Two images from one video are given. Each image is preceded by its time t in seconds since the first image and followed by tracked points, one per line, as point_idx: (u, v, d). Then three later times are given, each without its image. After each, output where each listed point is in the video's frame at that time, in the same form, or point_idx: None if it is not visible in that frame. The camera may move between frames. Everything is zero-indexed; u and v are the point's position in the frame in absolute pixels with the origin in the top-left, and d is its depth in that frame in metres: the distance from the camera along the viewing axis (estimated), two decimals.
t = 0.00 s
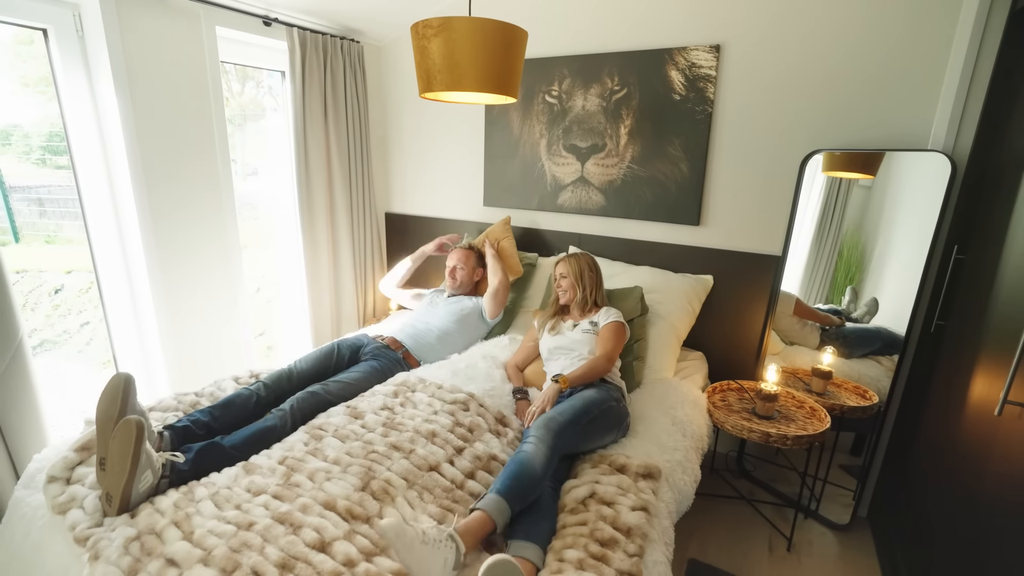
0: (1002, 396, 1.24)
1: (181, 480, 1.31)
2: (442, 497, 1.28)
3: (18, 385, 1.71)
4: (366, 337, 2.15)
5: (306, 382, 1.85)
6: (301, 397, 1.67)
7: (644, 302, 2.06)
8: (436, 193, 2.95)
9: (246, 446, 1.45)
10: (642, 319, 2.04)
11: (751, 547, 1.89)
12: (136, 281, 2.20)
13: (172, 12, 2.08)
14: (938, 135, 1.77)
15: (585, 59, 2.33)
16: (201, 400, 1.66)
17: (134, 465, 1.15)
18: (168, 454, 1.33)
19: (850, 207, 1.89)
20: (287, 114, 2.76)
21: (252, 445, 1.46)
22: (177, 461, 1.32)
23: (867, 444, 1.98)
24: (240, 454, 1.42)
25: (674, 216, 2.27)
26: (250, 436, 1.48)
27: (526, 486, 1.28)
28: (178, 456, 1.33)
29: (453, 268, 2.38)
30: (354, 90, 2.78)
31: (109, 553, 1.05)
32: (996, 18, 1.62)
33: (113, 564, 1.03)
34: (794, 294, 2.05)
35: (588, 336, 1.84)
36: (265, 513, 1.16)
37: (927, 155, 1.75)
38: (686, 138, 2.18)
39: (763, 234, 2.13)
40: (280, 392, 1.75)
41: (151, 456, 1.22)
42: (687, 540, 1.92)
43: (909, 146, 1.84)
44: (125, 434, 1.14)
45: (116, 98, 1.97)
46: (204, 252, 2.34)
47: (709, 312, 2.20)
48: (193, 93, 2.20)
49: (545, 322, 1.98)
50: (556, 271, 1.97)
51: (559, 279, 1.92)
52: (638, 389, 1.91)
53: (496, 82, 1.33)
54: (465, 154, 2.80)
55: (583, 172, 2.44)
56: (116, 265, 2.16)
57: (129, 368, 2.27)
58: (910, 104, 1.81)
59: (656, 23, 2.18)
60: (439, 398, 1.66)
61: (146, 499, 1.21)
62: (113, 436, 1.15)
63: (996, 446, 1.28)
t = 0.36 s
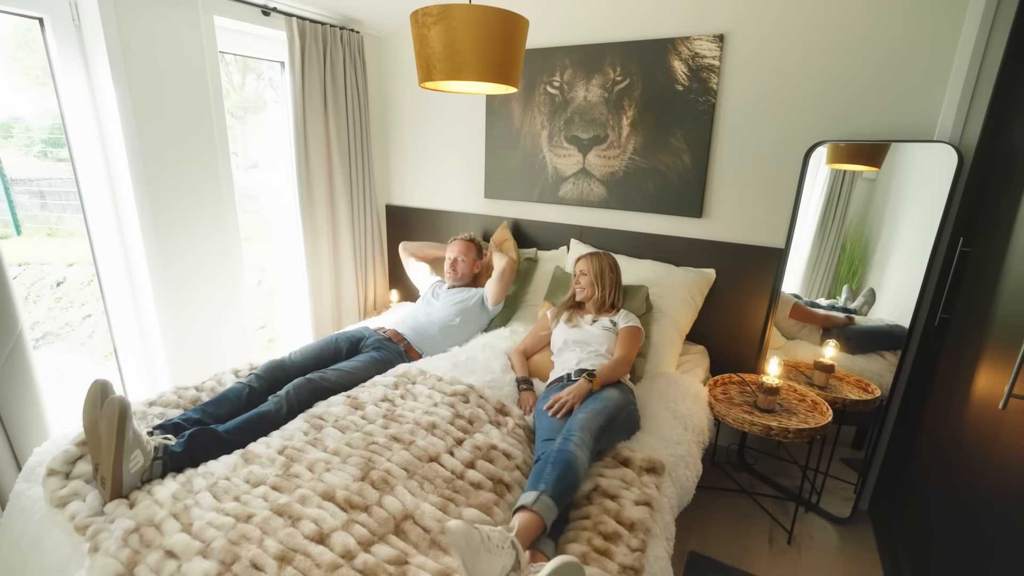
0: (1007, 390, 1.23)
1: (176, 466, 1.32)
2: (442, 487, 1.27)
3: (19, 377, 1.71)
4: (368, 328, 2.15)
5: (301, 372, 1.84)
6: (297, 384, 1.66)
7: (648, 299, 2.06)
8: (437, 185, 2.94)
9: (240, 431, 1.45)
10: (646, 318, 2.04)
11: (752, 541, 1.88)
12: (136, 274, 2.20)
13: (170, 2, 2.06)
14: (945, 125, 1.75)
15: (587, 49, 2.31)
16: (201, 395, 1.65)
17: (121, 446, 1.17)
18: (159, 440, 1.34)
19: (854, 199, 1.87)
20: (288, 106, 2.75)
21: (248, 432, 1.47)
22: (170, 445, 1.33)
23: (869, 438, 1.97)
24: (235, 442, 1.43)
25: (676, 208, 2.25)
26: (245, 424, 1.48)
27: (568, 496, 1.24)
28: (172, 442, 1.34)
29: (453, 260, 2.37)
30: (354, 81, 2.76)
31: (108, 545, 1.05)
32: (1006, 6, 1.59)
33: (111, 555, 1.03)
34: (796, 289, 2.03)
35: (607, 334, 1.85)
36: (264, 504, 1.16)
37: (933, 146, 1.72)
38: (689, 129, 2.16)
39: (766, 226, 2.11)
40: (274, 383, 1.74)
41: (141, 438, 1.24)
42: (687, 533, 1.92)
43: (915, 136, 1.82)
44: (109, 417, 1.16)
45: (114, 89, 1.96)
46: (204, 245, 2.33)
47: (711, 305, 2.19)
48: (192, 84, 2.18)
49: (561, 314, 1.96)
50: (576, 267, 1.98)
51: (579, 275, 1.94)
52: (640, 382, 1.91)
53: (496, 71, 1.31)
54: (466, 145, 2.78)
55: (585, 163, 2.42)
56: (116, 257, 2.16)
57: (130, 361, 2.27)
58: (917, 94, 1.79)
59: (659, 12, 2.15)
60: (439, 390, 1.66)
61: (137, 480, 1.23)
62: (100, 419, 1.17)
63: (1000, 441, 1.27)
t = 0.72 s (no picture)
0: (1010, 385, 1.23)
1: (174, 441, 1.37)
2: (445, 479, 1.27)
3: (24, 370, 1.72)
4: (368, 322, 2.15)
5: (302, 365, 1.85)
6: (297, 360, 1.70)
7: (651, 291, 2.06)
8: (438, 179, 2.93)
9: (245, 398, 1.51)
10: (648, 312, 2.04)
11: (753, 534, 1.89)
12: (139, 268, 2.20)
13: None
14: (951, 118, 1.73)
15: (590, 42, 2.29)
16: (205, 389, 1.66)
17: (130, 393, 1.23)
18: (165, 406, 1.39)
19: (858, 193, 1.86)
20: (289, 100, 2.74)
21: (253, 398, 1.52)
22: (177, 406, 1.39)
23: (869, 432, 1.98)
24: (241, 411, 1.48)
25: (679, 202, 2.25)
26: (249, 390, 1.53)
27: (591, 494, 1.22)
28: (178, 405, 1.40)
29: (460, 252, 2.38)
30: (355, 74, 2.75)
31: (113, 536, 1.05)
32: None
33: (116, 547, 1.04)
34: (800, 284, 2.02)
35: (614, 330, 1.85)
36: (268, 497, 1.16)
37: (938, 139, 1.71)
38: (691, 123, 2.15)
39: (769, 220, 2.10)
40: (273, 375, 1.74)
41: (148, 393, 1.30)
42: (688, 526, 1.93)
43: (919, 129, 1.81)
44: (120, 364, 1.24)
45: (115, 82, 1.95)
46: (206, 239, 2.33)
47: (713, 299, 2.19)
48: (193, 78, 2.18)
49: (568, 307, 1.95)
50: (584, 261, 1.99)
51: (584, 269, 1.94)
52: (642, 376, 1.91)
53: (499, 63, 1.31)
54: (468, 138, 2.77)
55: (587, 157, 2.41)
56: (119, 252, 2.16)
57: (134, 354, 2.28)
58: (921, 87, 1.78)
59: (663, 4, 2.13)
60: (441, 383, 1.66)
61: (146, 443, 1.30)
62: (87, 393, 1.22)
63: (1001, 435, 1.27)
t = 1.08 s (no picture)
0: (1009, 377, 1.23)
1: (181, 428, 1.42)
2: (447, 469, 1.28)
3: (29, 363, 1.73)
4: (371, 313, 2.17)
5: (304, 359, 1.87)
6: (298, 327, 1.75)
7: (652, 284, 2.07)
8: (440, 173, 2.93)
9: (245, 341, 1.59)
10: (648, 304, 2.04)
11: (753, 526, 1.90)
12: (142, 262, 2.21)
13: None
14: (953, 110, 1.73)
15: (592, 35, 2.29)
16: (209, 382, 1.67)
17: (137, 285, 1.34)
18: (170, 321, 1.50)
19: (859, 187, 1.86)
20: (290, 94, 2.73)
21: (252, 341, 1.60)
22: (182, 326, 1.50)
23: (869, 425, 1.98)
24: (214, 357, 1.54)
25: (681, 196, 2.25)
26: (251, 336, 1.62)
27: (586, 480, 1.24)
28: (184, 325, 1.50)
29: (462, 251, 2.39)
30: (356, 68, 2.74)
31: (119, 525, 1.07)
32: None
33: (123, 535, 1.05)
34: (802, 278, 2.02)
35: (609, 323, 1.85)
36: (272, 487, 1.18)
37: (941, 133, 1.71)
38: (693, 117, 2.14)
39: (770, 214, 2.10)
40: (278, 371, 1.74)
41: (155, 294, 1.41)
42: (688, 518, 1.94)
43: (922, 122, 1.80)
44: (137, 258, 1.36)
45: (117, 77, 1.95)
46: (209, 233, 2.34)
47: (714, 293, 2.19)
48: (195, 73, 2.17)
49: (564, 303, 1.96)
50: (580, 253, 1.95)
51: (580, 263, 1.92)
52: (642, 369, 1.92)
53: (500, 56, 1.31)
54: (469, 132, 2.77)
55: (589, 151, 2.41)
56: (122, 247, 2.17)
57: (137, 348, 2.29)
58: (924, 80, 1.77)
59: None
60: (443, 376, 1.68)
61: (145, 345, 1.41)
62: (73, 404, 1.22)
63: (1000, 428, 1.28)
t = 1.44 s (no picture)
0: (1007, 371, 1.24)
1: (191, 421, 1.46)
2: (450, 461, 1.30)
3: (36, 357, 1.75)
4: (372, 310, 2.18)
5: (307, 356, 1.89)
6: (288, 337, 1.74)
7: (654, 276, 2.08)
8: (441, 169, 2.94)
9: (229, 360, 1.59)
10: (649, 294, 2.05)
11: (752, 520, 1.92)
12: (145, 258, 2.23)
13: None
14: (954, 106, 1.73)
15: (593, 31, 2.29)
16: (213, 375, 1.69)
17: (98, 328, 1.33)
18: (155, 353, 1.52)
19: (860, 183, 1.87)
20: (292, 90, 2.74)
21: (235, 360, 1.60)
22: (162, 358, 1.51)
23: (868, 420, 2.00)
24: (221, 366, 1.57)
25: (681, 192, 2.25)
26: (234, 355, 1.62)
27: (600, 468, 1.26)
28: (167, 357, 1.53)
29: (462, 242, 2.37)
30: (357, 64, 2.75)
31: (127, 516, 1.08)
32: None
33: (130, 525, 1.07)
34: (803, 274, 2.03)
35: (611, 328, 1.80)
36: (277, 479, 1.19)
37: (942, 129, 1.71)
38: (694, 113, 2.15)
39: (771, 210, 2.11)
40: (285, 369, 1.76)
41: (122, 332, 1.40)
42: (687, 511, 1.96)
43: (922, 118, 1.80)
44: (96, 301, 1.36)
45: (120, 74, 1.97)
46: (212, 229, 2.35)
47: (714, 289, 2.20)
48: (197, 69, 2.18)
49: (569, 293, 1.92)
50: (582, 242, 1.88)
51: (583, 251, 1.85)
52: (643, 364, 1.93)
53: (502, 51, 1.31)
54: (470, 128, 2.77)
55: (590, 147, 2.42)
56: (126, 243, 2.18)
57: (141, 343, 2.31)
58: (925, 75, 1.77)
59: None
60: (445, 371, 1.69)
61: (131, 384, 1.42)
62: (110, 386, 1.25)
63: (998, 422, 1.29)
